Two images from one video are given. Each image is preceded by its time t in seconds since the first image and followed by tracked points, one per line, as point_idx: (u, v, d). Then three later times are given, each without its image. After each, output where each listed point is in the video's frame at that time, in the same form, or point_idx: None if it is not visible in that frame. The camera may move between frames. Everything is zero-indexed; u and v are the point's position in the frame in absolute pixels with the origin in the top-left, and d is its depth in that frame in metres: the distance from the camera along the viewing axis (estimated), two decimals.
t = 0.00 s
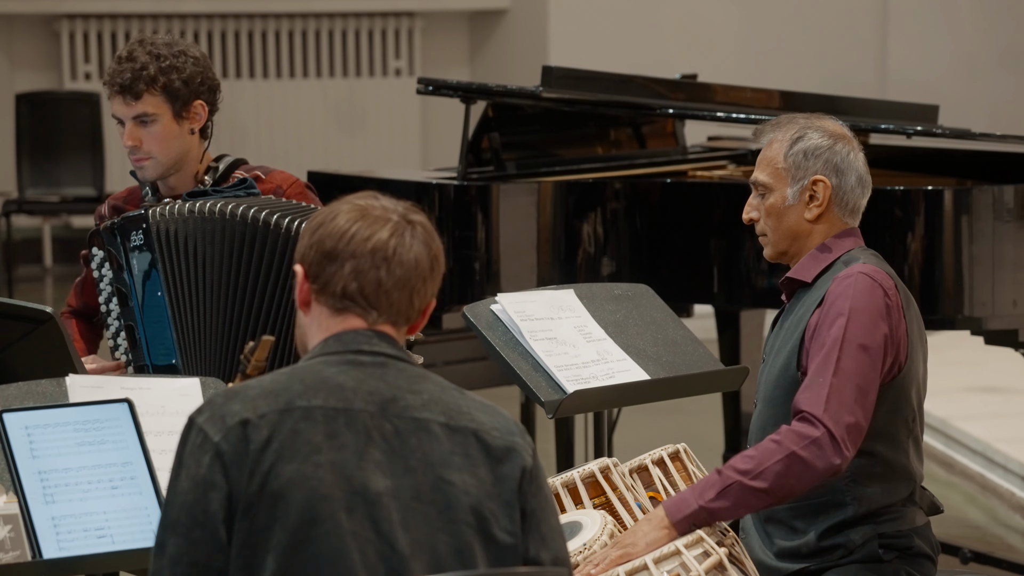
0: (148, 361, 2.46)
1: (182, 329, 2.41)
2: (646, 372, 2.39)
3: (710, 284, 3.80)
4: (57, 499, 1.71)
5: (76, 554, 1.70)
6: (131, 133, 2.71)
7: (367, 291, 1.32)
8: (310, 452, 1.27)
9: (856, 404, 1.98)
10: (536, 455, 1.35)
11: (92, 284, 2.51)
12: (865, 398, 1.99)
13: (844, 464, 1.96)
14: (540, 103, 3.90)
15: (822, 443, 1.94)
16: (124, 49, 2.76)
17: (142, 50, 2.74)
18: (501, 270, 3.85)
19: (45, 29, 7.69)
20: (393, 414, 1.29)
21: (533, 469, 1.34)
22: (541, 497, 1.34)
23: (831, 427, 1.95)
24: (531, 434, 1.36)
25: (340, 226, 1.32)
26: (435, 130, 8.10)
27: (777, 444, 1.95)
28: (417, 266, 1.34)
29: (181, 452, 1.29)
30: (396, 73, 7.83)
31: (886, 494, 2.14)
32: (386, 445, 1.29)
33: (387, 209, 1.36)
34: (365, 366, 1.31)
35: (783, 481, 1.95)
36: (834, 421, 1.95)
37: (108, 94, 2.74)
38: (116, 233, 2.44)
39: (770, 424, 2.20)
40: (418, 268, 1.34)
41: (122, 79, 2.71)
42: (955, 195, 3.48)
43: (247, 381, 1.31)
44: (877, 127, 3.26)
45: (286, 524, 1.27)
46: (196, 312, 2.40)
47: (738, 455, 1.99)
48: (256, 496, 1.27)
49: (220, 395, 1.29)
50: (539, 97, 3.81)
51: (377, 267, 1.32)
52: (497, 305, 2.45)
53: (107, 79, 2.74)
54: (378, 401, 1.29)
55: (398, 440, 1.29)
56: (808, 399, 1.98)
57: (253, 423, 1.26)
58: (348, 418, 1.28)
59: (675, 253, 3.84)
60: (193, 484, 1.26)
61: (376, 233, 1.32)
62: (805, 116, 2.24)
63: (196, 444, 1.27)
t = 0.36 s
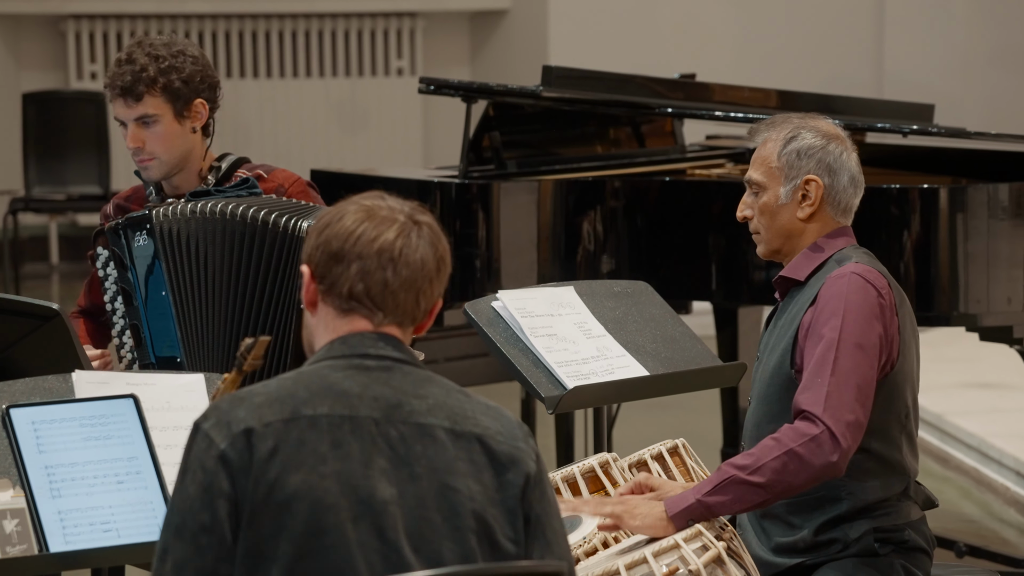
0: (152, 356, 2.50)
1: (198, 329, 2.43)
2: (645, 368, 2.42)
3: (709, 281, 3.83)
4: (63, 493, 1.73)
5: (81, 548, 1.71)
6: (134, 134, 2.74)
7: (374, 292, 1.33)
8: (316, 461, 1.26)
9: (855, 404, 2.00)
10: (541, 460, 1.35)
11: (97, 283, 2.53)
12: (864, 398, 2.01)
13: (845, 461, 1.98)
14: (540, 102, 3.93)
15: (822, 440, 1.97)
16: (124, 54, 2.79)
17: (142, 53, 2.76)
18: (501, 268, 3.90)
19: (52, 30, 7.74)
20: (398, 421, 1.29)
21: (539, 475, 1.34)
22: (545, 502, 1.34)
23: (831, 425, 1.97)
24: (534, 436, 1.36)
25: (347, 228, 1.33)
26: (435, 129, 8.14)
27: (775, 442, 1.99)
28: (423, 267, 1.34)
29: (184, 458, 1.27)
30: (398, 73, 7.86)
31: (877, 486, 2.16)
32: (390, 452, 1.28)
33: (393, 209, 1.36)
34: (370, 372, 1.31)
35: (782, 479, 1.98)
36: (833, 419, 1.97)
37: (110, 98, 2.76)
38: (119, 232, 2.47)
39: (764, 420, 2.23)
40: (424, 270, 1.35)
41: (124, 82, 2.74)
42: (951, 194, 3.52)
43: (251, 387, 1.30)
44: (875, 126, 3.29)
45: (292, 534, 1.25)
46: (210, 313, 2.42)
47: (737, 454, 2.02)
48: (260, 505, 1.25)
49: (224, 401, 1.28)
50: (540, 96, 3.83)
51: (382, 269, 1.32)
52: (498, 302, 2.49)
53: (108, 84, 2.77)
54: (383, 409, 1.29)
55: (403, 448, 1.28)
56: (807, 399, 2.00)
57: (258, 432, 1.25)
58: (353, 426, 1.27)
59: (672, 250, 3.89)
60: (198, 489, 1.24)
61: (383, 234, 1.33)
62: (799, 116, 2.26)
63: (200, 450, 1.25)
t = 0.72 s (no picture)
0: (155, 352, 2.53)
1: (199, 322, 2.46)
2: (644, 364, 2.44)
3: (708, 278, 3.90)
4: (67, 488, 1.74)
5: (84, 542, 1.71)
6: (134, 142, 2.74)
7: (381, 290, 1.32)
8: (323, 472, 1.25)
9: (847, 392, 1.99)
10: (545, 462, 1.35)
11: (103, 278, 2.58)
12: (854, 385, 2.01)
13: (842, 448, 1.97)
14: (541, 100, 3.95)
15: (817, 429, 1.95)
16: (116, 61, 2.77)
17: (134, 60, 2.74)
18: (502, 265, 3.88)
19: (57, 28, 7.77)
20: (404, 428, 1.28)
21: (544, 478, 1.34)
22: (549, 506, 1.34)
23: (825, 413, 1.96)
24: (539, 439, 1.36)
25: (354, 225, 1.32)
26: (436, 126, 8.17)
27: (770, 433, 1.97)
28: (430, 264, 1.34)
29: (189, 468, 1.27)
30: (399, 72, 7.89)
31: (871, 479, 2.17)
32: (396, 462, 1.28)
33: (401, 205, 1.35)
34: (376, 378, 1.30)
35: (780, 469, 1.96)
36: (827, 407, 1.96)
37: (106, 107, 2.76)
38: (123, 229, 2.51)
39: (752, 419, 2.21)
40: (432, 269, 1.34)
41: (119, 92, 2.73)
42: (947, 191, 3.55)
43: (256, 395, 1.29)
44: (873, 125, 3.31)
45: (299, 546, 1.25)
46: (211, 305, 2.44)
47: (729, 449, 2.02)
48: (266, 516, 1.25)
49: (228, 408, 1.27)
50: (540, 94, 3.84)
51: (391, 267, 1.31)
52: (499, 298, 2.51)
53: (103, 93, 2.75)
54: (390, 418, 1.28)
55: (409, 456, 1.28)
56: (797, 389, 1.99)
57: (264, 444, 1.24)
58: (360, 435, 1.27)
59: (672, 247, 3.95)
60: (204, 498, 1.24)
61: (391, 232, 1.32)
62: (782, 116, 2.26)
63: (207, 458, 1.25)
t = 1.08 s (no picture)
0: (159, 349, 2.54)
1: (203, 317, 2.48)
2: (644, 360, 2.46)
3: (707, 275, 3.91)
4: (71, 483, 1.75)
5: (89, 537, 1.71)
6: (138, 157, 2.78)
7: (395, 283, 1.34)
8: (338, 473, 1.27)
9: (842, 376, 2.01)
10: (556, 467, 1.37)
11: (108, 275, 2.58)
12: (849, 370, 2.03)
13: (842, 430, 1.99)
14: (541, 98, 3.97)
15: (814, 413, 1.97)
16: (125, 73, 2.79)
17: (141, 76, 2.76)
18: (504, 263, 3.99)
19: (61, 27, 7.79)
20: (419, 429, 1.30)
21: (554, 485, 1.36)
22: (560, 513, 1.36)
23: (821, 397, 1.98)
24: (552, 445, 1.38)
25: (367, 222, 1.35)
26: (437, 124, 8.19)
27: (769, 422, 1.99)
28: (444, 260, 1.35)
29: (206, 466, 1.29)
30: (400, 70, 7.91)
31: (870, 475, 2.19)
32: (409, 463, 1.30)
33: (419, 209, 1.38)
34: (391, 378, 1.32)
35: (780, 456, 1.98)
36: (823, 391, 1.98)
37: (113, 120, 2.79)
38: (128, 225, 2.53)
39: (749, 417, 2.21)
40: (446, 263, 1.36)
41: (123, 108, 2.76)
42: (945, 189, 3.57)
43: (272, 393, 1.31)
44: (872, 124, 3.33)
45: (313, 546, 1.27)
46: (214, 300, 2.47)
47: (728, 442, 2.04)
48: (281, 515, 1.27)
49: (244, 408, 1.29)
50: (541, 93, 3.86)
51: (402, 259, 1.34)
52: (499, 295, 2.53)
53: (109, 106, 2.79)
54: (405, 419, 1.30)
55: (423, 457, 1.30)
56: (793, 376, 2.01)
57: (280, 442, 1.27)
58: (375, 436, 1.29)
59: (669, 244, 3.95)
60: (220, 496, 1.26)
61: (402, 227, 1.35)
62: (764, 118, 2.28)
63: (224, 456, 1.27)
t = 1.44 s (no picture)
0: (160, 350, 2.56)
1: (204, 317, 2.48)
2: (645, 361, 2.46)
3: (709, 276, 3.91)
4: (73, 483, 1.75)
5: (92, 537, 1.72)
6: (140, 142, 2.78)
7: (391, 286, 1.35)
8: (335, 469, 1.27)
9: (832, 381, 2.01)
10: (553, 465, 1.37)
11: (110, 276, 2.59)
12: (839, 375, 2.03)
13: (832, 436, 2.00)
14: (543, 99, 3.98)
15: (804, 420, 1.98)
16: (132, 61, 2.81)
17: (148, 62, 2.78)
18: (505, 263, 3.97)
19: (63, 28, 7.80)
20: (415, 425, 1.30)
21: (553, 484, 1.36)
22: (560, 510, 1.36)
23: (811, 404, 1.98)
24: (550, 444, 1.38)
25: (363, 232, 1.38)
26: (439, 125, 8.19)
27: (760, 430, 2.00)
28: (440, 265, 1.36)
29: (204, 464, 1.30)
30: (402, 71, 7.91)
31: (868, 475, 2.19)
32: (406, 459, 1.30)
33: (417, 220, 1.40)
34: (388, 377, 1.32)
35: (770, 463, 1.98)
36: (813, 398, 1.99)
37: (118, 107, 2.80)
38: (129, 227, 2.54)
39: (746, 419, 2.20)
40: (442, 269, 1.37)
41: (129, 92, 2.76)
42: (945, 189, 3.58)
43: (269, 393, 1.31)
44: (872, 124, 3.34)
45: (312, 541, 1.27)
46: (215, 301, 2.47)
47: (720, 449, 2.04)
48: (278, 512, 1.27)
49: (241, 408, 1.30)
50: (542, 93, 3.86)
51: (397, 264, 1.35)
52: (500, 295, 2.53)
53: (115, 91, 2.79)
54: (400, 415, 1.30)
55: (420, 453, 1.30)
56: (785, 383, 2.01)
57: (276, 440, 1.27)
58: (371, 433, 1.29)
59: (671, 245, 3.95)
60: (216, 495, 1.27)
61: (398, 235, 1.37)
62: (754, 121, 2.28)
63: (222, 455, 1.27)
